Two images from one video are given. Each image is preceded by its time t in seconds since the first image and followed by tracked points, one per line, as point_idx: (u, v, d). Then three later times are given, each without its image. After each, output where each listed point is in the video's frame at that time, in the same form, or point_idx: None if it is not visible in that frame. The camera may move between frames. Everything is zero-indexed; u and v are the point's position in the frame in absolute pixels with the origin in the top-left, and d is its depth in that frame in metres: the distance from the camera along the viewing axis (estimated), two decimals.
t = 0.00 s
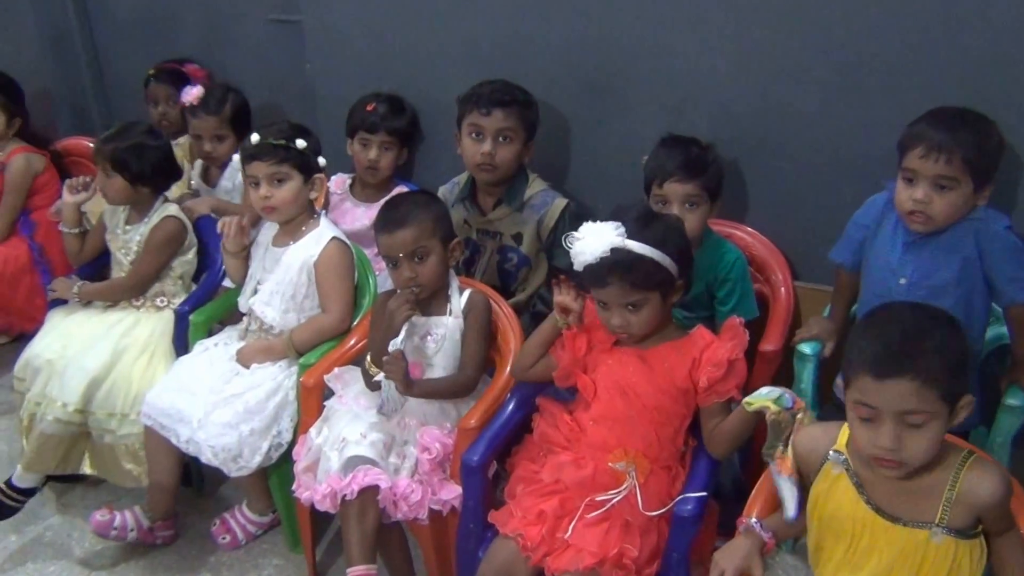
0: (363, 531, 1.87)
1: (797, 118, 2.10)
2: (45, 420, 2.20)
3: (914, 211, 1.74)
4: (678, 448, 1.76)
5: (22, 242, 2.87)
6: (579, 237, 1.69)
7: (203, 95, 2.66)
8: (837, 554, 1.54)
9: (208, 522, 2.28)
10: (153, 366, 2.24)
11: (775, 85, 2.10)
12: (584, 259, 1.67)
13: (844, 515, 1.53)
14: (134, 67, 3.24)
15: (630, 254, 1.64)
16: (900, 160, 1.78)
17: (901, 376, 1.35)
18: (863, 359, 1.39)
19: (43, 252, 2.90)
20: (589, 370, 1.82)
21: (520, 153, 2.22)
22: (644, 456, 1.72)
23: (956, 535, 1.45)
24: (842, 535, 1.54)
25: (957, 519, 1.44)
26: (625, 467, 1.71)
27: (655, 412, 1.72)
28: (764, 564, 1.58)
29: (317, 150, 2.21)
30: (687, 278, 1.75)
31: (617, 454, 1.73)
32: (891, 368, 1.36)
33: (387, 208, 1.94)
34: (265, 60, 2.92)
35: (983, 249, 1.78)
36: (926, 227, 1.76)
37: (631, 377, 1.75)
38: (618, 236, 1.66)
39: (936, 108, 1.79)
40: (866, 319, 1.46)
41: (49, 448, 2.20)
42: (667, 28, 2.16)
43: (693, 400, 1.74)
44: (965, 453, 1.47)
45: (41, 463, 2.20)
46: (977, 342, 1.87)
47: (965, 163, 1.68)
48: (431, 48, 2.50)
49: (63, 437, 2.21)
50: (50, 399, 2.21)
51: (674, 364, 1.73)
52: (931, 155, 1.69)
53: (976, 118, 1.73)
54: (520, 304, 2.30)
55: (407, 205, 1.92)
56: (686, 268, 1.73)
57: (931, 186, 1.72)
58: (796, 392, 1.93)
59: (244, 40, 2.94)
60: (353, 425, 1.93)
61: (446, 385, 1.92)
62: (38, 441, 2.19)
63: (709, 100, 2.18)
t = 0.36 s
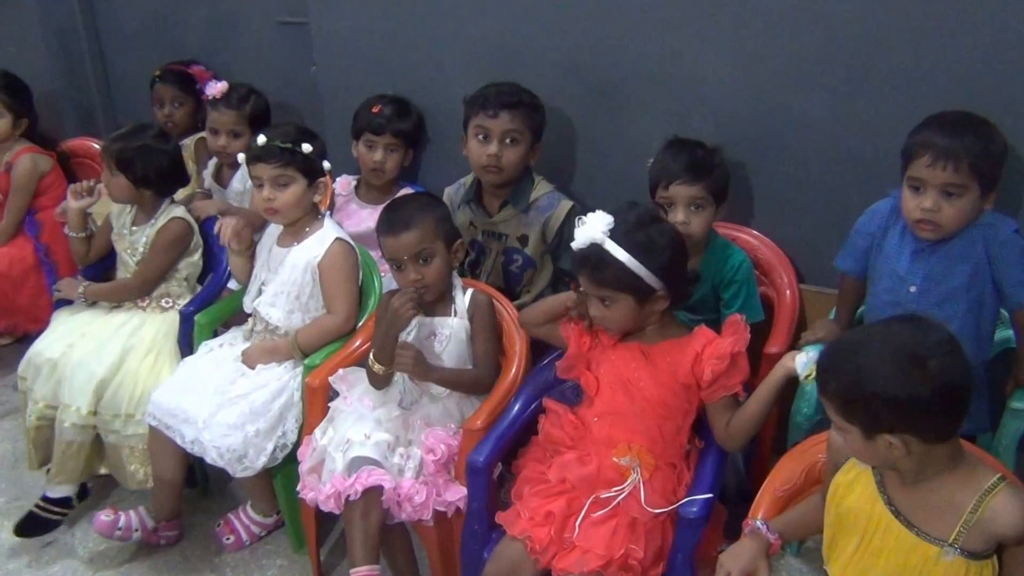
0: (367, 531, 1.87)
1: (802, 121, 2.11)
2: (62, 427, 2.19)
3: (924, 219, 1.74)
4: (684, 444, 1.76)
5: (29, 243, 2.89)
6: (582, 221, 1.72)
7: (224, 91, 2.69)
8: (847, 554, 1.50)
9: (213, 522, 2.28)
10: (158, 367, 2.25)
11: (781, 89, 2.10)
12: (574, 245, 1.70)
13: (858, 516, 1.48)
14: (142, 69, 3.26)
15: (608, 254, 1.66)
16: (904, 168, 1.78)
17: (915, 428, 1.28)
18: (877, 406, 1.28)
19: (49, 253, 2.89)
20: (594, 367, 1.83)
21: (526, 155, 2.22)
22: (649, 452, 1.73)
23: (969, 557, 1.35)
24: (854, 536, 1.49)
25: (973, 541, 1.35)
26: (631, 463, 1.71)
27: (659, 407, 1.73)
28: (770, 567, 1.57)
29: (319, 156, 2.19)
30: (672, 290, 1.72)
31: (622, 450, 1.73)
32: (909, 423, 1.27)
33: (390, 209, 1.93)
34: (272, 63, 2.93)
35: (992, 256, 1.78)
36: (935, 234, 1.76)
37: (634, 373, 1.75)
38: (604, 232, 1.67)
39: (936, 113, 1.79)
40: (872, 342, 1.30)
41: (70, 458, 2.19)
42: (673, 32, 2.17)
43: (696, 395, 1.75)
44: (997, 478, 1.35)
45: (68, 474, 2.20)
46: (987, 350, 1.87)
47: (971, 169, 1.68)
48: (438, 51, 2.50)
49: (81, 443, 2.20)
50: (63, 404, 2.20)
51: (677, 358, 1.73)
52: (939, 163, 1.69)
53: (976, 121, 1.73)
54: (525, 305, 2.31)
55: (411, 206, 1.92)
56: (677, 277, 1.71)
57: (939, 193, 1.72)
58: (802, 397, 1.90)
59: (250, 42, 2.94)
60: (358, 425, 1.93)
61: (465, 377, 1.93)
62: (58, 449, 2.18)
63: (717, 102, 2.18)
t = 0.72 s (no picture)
0: (370, 531, 1.87)
1: (806, 124, 2.11)
2: (74, 427, 2.20)
3: (928, 226, 1.74)
4: (687, 444, 1.76)
5: (32, 243, 2.89)
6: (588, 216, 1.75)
7: (228, 92, 2.70)
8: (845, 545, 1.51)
9: (215, 522, 2.29)
10: (161, 368, 2.24)
11: (784, 92, 2.11)
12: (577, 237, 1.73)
13: (859, 507, 1.48)
14: (146, 70, 3.27)
15: (605, 248, 1.68)
16: (906, 175, 1.78)
17: (921, 415, 1.28)
18: (890, 380, 1.29)
19: (52, 253, 2.92)
20: (599, 368, 1.84)
21: (530, 157, 2.23)
22: (652, 452, 1.73)
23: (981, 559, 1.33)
24: (852, 526, 1.50)
25: (961, 537, 1.34)
26: (634, 463, 1.71)
27: (663, 406, 1.74)
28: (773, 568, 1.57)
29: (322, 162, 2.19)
30: (666, 293, 1.72)
31: (626, 450, 1.74)
32: (918, 406, 1.28)
33: (395, 209, 1.94)
34: (277, 64, 2.94)
35: (998, 262, 1.79)
36: (938, 240, 1.76)
37: (637, 373, 1.76)
38: (604, 228, 1.70)
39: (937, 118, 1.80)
40: (908, 322, 1.31)
41: (85, 456, 2.22)
42: (677, 34, 2.17)
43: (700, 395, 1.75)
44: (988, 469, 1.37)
45: (89, 472, 2.23)
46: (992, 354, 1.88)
47: (976, 174, 1.69)
48: (443, 53, 2.51)
49: (94, 443, 2.22)
50: (72, 405, 2.21)
51: (678, 356, 1.74)
52: (944, 169, 1.70)
53: (977, 126, 1.74)
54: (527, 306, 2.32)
55: (416, 207, 1.92)
56: (675, 280, 1.72)
57: (944, 199, 1.73)
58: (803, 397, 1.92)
59: (255, 43, 2.95)
60: (361, 425, 1.93)
61: (472, 368, 1.93)
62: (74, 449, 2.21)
63: (721, 104, 2.19)
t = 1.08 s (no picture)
0: (373, 531, 1.87)
1: (810, 126, 2.12)
2: (76, 428, 2.20)
3: (931, 233, 1.74)
4: (693, 442, 1.77)
5: (36, 243, 2.90)
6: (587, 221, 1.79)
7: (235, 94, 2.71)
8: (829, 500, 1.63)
9: (219, 522, 2.29)
10: (165, 369, 2.26)
11: (788, 93, 2.11)
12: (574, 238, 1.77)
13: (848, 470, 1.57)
14: (150, 70, 3.27)
15: (599, 248, 1.71)
16: (907, 183, 1.78)
17: (896, 408, 1.31)
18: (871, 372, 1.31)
19: (56, 253, 2.92)
20: (603, 366, 1.85)
21: (534, 157, 2.24)
22: (659, 450, 1.74)
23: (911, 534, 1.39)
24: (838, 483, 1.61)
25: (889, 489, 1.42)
26: (641, 462, 1.72)
27: (668, 404, 1.74)
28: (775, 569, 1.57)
29: (326, 162, 2.18)
30: (661, 288, 1.73)
31: (633, 449, 1.74)
32: (894, 401, 1.31)
33: (400, 210, 1.94)
34: (281, 65, 2.94)
35: (1001, 276, 1.77)
36: (941, 247, 1.76)
37: (642, 372, 1.77)
38: (597, 229, 1.73)
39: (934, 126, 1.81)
40: (900, 318, 1.32)
41: (84, 457, 2.21)
42: (681, 36, 2.18)
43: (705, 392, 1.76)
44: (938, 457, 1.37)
45: (84, 474, 2.22)
46: (999, 368, 1.86)
47: (978, 179, 1.70)
48: (447, 54, 2.52)
49: (97, 444, 2.22)
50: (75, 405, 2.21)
51: (682, 353, 1.74)
52: (948, 175, 1.70)
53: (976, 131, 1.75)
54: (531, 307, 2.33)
55: (420, 208, 1.92)
56: (671, 277, 1.73)
57: (948, 205, 1.73)
58: (807, 400, 1.93)
59: (259, 44, 2.96)
60: (365, 425, 1.94)
61: (476, 368, 1.93)
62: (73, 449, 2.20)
63: (725, 105, 2.19)
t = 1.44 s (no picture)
0: (378, 532, 1.87)
1: (815, 128, 2.12)
2: (77, 426, 2.19)
3: (950, 272, 1.73)
4: (698, 440, 1.76)
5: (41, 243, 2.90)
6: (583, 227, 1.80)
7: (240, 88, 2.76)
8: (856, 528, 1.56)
9: (223, 522, 2.29)
10: (169, 369, 2.26)
11: (793, 95, 2.12)
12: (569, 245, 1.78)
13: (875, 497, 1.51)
14: (155, 70, 3.28)
15: (591, 252, 1.71)
16: (917, 222, 1.77)
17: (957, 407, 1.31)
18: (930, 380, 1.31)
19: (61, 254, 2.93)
20: (605, 368, 1.85)
21: (538, 159, 2.24)
22: (663, 450, 1.74)
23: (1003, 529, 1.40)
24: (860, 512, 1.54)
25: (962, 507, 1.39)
26: (646, 461, 1.72)
27: (672, 403, 1.74)
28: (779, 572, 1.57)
29: (328, 162, 2.18)
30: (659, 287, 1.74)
31: (638, 449, 1.74)
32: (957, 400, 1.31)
33: (407, 211, 1.94)
34: (286, 66, 2.95)
35: (1019, 309, 1.77)
36: (962, 284, 1.75)
37: (645, 373, 1.77)
38: (590, 235, 1.74)
39: (938, 160, 1.80)
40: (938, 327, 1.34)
41: (88, 455, 2.21)
42: (687, 38, 2.18)
43: (707, 389, 1.76)
44: (988, 448, 1.40)
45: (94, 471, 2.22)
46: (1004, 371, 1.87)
47: (993, 217, 1.69)
48: (452, 55, 2.52)
49: (99, 440, 2.21)
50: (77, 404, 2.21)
51: (683, 349, 1.74)
52: (964, 215, 1.69)
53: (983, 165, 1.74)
54: (535, 307, 2.34)
55: (427, 210, 1.93)
56: (666, 276, 1.73)
57: (964, 244, 1.72)
58: (811, 400, 1.94)
59: (264, 45, 2.96)
60: (370, 426, 1.93)
61: (481, 369, 1.93)
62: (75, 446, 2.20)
63: (730, 107, 2.20)
